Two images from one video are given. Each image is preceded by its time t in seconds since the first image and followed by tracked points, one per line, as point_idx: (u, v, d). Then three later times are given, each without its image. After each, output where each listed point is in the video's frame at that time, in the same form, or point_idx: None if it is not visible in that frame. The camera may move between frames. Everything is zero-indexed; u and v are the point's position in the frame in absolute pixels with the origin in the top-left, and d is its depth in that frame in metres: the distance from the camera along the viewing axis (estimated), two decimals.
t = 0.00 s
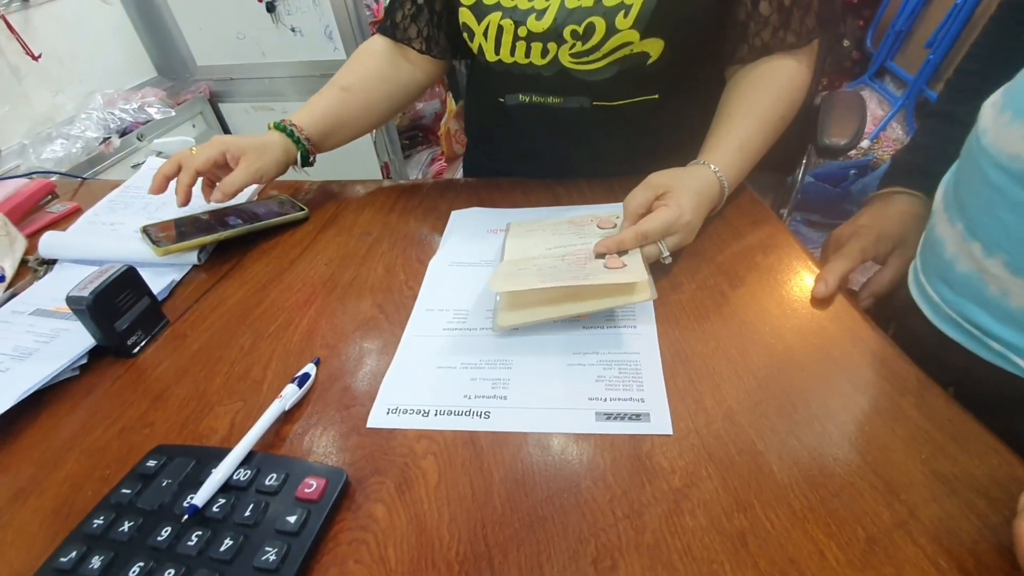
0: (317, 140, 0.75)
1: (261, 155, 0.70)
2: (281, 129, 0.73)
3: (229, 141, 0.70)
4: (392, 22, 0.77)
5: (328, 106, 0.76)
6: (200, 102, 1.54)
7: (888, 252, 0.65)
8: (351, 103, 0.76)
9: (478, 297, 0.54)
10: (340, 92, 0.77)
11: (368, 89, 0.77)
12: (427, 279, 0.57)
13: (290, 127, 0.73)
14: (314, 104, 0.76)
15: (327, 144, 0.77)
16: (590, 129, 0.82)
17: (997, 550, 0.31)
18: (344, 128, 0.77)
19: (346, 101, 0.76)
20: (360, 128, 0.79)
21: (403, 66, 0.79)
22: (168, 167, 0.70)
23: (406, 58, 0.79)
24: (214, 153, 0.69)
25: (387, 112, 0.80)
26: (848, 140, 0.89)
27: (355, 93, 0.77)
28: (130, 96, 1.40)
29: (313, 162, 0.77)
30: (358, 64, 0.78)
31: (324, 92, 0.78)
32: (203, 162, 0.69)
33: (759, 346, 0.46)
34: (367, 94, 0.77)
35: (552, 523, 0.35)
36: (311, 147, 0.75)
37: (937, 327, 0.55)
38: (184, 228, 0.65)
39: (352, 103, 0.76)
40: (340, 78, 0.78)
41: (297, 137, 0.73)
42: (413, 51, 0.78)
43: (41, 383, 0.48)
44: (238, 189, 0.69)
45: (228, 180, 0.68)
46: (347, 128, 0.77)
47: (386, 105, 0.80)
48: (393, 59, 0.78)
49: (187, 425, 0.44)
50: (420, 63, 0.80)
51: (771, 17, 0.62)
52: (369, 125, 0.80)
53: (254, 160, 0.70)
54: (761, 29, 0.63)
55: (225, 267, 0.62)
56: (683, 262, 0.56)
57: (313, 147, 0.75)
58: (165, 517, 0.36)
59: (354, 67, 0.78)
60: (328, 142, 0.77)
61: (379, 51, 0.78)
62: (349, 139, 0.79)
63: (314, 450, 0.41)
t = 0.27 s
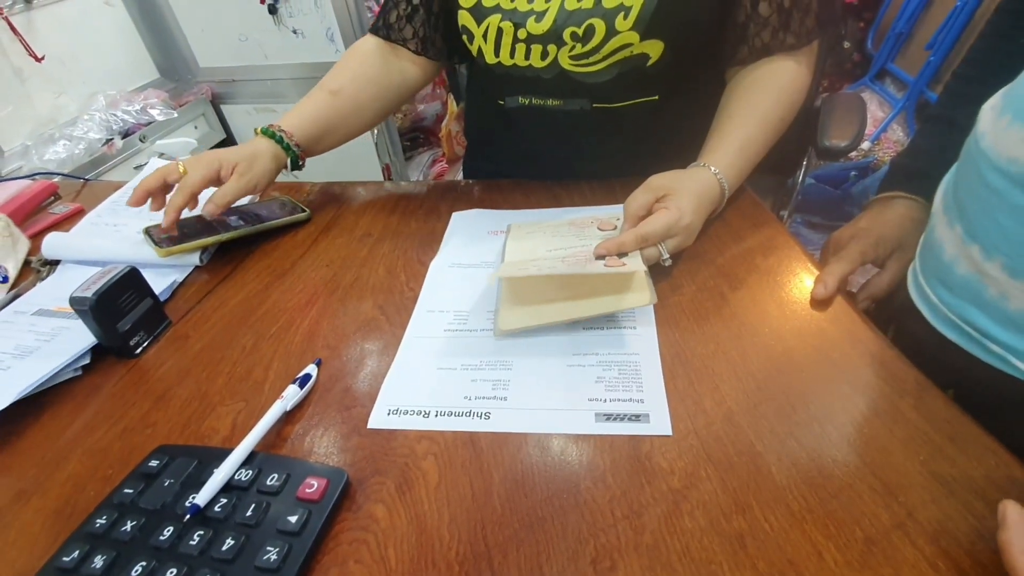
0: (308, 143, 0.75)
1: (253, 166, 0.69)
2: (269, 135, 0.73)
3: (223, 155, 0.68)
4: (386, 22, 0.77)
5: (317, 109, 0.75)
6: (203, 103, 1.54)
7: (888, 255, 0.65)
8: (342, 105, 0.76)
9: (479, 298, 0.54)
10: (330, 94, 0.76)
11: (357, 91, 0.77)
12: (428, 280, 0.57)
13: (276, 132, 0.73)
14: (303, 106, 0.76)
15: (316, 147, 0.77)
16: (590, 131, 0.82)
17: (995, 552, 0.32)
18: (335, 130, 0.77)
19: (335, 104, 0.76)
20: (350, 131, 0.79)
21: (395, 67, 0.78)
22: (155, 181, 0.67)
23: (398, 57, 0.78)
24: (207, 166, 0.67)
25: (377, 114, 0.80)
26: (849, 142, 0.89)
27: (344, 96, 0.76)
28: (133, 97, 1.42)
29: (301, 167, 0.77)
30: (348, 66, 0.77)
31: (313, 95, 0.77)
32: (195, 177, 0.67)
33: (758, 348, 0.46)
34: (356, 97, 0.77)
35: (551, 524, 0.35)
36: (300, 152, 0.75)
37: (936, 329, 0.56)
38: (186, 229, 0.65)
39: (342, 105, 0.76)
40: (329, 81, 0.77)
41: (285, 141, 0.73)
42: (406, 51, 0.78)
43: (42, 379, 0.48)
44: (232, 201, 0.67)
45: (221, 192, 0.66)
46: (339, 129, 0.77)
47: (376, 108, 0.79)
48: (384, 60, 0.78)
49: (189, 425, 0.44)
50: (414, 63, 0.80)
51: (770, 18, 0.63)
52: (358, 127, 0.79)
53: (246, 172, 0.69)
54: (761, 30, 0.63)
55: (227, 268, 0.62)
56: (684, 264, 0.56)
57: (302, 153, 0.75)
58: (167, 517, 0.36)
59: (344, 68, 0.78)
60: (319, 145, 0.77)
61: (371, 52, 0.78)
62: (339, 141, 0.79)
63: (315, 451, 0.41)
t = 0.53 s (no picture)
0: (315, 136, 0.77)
1: (258, 154, 0.72)
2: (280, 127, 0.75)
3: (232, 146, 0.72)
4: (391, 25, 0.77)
5: (325, 105, 0.77)
6: (205, 104, 1.54)
7: (889, 255, 0.65)
8: (347, 101, 0.78)
9: (480, 297, 0.54)
10: (337, 91, 0.78)
11: (364, 91, 0.79)
12: (430, 280, 0.57)
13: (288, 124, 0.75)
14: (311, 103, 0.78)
15: (323, 142, 0.78)
16: (591, 132, 0.83)
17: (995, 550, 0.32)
18: (340, 125, 0.78)
19: (342, 101, 0.78)
20: (355, 129, 0.80)
21: (400, 70, 0.80)
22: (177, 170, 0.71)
23: (403, 64, 0.80)
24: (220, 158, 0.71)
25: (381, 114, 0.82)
26: (850, 143, 0.89)
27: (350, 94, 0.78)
28: (136, 98, 1.41)
29: (310, 160, 0.78)
30: (355, 66, 0.80)
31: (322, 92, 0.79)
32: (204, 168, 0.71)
33: (759, 347, 0.46)
34: (362, 96, 0.79)
35: (552, 522, 0.35)
36: (309, 144, 0.77)
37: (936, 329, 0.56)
38: (189, 228, 0.65)
39: (347, 101, 0.78)
40: (339, 79, 0.79)
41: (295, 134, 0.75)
42: (410, 56, 0.79)
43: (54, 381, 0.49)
44: (243, 191, 0.71)
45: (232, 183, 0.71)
46: (344, 125, 0.79)
47: (380, 108, 0.81)
48: (389, 59, 0.80)
49: (193, 423, 0.44)
50: (418, 68, 0.81)
51: (772, 19, 0.63)
52: (363, 125, 0.81)
53: (252, 161, 0.71)
54: (762, 31, 0.63)
55: (230, 267, 0.63)
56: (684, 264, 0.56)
57: (309, 144, 0.77)
58: (171, 513, 0.37)
59: (351, 68, 0.80)
60: (325, 139, 0.78)
61: (377, 56, 0.80)
62: (343, 138, 0.81)
63: (318, 448, 0.41)
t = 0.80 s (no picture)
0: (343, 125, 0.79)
1: (296, 142, 0.74)
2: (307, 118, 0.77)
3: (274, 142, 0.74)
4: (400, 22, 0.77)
5: (351, 95, 0.79)
6: (207, 106, 1.55)
7: (889, 257, 0.65)
8: (372, 93, 0.80)
9: (481, 299, 0.55)
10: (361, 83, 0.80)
11: (382, 83, 0.80)
12: (431, 281, 0.58)
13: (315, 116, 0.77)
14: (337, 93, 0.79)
15: (347, 133, 0.80)
16: (592, 133, 0.83)
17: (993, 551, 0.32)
18: (366, 115, 0.80)
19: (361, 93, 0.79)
20: (376, 119, 0.82)
21: (417, 63, 0.81)
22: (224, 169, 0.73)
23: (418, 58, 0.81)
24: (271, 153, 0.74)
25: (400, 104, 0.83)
26: (851, 144, 0.89)
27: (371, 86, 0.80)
28: (138, 100, 1.42)
29: (338, 147, 0.80)
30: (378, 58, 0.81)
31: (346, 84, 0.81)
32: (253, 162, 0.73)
33: (759, 349, 0.46)
34: (381, 88, 0.80)
35: (552, 523, 0.35)
36: (336, 133, 0.78)
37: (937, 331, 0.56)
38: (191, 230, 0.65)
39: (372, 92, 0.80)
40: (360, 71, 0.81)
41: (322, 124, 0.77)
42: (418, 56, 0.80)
43: (51, 376, 0.49)
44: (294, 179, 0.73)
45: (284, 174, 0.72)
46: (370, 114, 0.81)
47: (399, 99, 0.82)
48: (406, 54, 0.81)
49: (195, 424, 0.45)
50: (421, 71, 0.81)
51: (771, 23, 0.63)
52: (384, 115, 0.83)
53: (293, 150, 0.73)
54: (762, 35, 0.64)
55: (232, 269, 0.63)
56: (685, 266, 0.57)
57: (336, 132, 0.78)
58: (173, 514, 0.37)
59: (375, 59, 0.82)
60: (351, 128, 0.80)
61: (393, 49, 0.81)
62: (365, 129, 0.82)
63: (319, 449, 0.41)
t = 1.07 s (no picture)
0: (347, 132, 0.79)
1: (300, 147, 0.74)
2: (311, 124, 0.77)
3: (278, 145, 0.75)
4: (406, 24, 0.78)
5: (355, 102, 0.79)
6: (210, 107, 1.55)
7: (889, 258, 0.66)
8: (376, 100, 0.80)
9: (482, 300, 0.55)
10: (365, 89, 0.80)
11: (386, 88, 0.80)
12: (433, 282, 0.58)
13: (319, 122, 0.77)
14: (341, 99, 0.79)
15: (351, 138, 0.80)
16: (593, 135, 0.83)
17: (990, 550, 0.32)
18: (370, 122, 0.80)
19: (365, 98, 0.79)
20: (381, 124, 0.82)
21: (420, 68, 0.81)
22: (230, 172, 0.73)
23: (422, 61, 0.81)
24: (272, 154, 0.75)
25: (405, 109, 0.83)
26: (851, 146, 0.89)
27: (375, 91, 0.80)
28: (141, 102, 1.42)
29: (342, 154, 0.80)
30: (383, 64, 0.81)
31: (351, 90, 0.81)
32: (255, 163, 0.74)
33: (758, 349, 0.46)
34: (386, 93, 0.80)
35: (552, 522, 0.36)
36: (339, 140, 0.78)
37: (937, 332, 0.56)
38: (194, 231, 0.66)
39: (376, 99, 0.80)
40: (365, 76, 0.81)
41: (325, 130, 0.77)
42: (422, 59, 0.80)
43: (58, 379, 0.50)
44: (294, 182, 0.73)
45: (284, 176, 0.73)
46: (373, 122, 0.81)
47: (403, 104, 0.82)
48: (409, 60, 0.81)
49: (198, 424, 0.45)
50: (423, 73, 0.82)
51: (771, 23, 0.63)
52: (390, 120, 0.83)
53: (296, 154, 0.74)
54: (761, 36, 0.64)
55: (234, 270, 0.63)
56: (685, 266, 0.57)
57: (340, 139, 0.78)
58: (177, 513, 0.37)
59: (379, 66, 0.81)
60: (354, 135, 0.80)
61: (397, 55, 0.81)
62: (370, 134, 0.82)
63: (322, 449, 0.42)
